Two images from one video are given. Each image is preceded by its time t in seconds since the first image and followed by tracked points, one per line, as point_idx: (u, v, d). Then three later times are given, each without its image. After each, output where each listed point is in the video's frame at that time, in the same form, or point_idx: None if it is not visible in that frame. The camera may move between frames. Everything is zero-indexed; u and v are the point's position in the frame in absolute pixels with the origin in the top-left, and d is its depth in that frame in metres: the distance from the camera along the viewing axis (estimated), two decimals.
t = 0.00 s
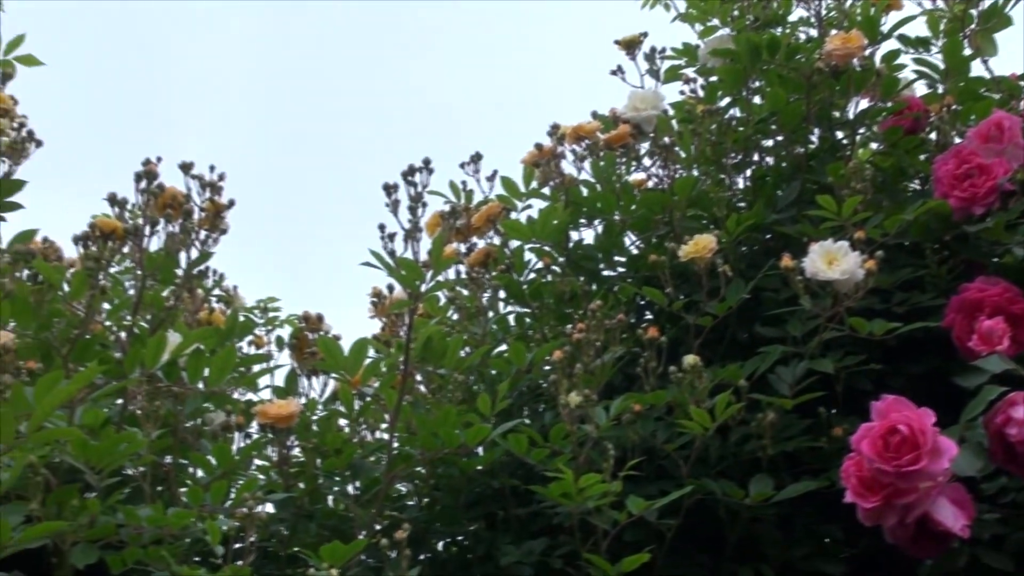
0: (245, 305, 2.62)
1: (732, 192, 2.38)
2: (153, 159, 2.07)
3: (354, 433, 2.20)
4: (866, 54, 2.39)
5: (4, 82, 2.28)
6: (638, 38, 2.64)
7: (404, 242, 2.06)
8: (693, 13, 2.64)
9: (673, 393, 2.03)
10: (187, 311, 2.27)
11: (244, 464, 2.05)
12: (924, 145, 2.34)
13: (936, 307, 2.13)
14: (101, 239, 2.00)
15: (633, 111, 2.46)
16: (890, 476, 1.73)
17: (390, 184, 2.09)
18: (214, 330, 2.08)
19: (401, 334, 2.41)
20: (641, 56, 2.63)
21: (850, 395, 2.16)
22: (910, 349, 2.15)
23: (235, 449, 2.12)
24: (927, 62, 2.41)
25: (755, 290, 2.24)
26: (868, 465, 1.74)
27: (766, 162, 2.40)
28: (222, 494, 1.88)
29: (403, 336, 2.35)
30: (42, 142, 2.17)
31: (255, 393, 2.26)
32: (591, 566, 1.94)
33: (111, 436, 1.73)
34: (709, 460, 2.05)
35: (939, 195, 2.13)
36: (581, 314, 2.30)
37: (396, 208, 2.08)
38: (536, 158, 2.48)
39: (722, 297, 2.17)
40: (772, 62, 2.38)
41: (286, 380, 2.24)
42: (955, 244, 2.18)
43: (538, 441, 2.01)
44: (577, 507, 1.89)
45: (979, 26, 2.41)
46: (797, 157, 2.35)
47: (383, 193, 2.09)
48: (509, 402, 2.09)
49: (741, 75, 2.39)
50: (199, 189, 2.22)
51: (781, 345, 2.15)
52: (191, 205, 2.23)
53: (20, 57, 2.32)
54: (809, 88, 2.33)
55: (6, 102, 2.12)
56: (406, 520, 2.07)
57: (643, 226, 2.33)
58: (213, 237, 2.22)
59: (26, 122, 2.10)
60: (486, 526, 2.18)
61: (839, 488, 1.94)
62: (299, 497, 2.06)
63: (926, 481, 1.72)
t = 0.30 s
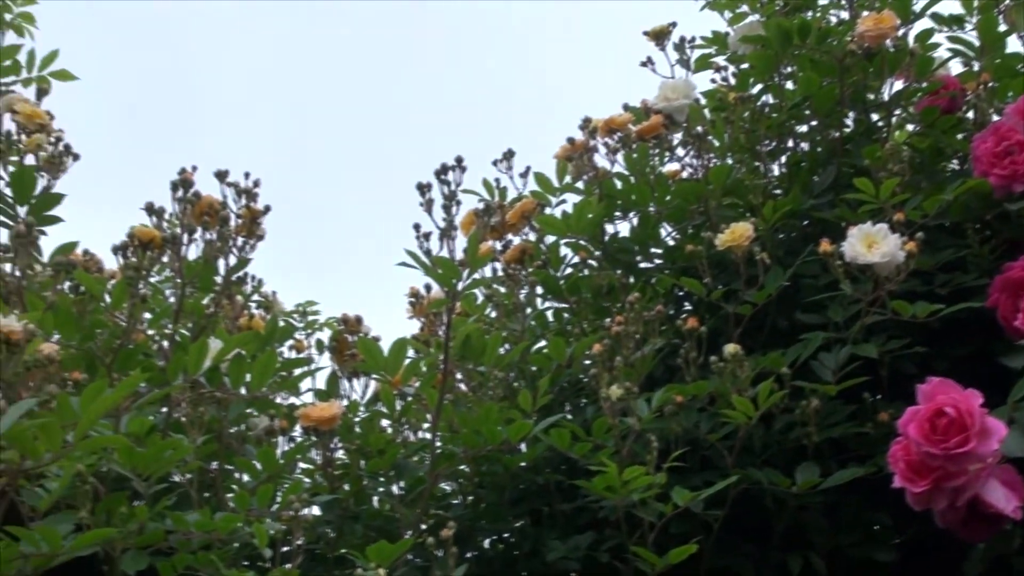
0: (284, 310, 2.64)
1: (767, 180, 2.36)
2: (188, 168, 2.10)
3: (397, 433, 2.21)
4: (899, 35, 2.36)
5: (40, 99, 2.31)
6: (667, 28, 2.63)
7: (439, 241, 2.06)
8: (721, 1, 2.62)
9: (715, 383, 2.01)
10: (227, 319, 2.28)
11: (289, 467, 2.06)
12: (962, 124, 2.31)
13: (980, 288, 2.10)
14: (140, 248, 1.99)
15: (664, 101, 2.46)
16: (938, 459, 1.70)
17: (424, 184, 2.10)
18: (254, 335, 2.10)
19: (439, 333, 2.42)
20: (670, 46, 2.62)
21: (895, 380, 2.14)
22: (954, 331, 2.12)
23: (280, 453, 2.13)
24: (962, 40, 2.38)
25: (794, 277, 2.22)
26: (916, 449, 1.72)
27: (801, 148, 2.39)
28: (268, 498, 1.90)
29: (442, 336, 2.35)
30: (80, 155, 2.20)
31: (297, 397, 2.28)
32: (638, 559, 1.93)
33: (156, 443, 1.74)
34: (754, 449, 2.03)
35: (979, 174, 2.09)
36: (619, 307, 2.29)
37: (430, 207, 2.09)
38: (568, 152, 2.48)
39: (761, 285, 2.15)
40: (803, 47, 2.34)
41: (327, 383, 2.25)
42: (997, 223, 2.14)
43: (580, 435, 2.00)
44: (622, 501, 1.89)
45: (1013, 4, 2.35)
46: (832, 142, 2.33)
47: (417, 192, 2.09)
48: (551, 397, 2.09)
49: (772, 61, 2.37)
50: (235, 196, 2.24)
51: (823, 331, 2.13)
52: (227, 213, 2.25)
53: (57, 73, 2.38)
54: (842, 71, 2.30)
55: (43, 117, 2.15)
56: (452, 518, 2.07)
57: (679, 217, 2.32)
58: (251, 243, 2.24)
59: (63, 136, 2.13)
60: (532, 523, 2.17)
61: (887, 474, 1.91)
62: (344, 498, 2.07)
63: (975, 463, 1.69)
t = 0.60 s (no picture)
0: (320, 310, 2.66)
1: (802, 170, 2.34)
2: (221, 170, 2.11)
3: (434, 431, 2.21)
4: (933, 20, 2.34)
5: (75, 105, 2.34)
6: (697, 20, 2.61)
7: (472, 238, 2.06)
8: None
9: (753, 376, 2.00)
10: (264, 320, 2.30)
11: (327, 466, 2.07)
12: (999, 109, 2.27)
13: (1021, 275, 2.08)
14: (175, 250, 1.99)
15: (697, 93, 2.45)
16: (980, 449, 1.68)
17: (456, 181, 2.10)
18: (290, 335, 2.11)
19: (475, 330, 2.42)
20: (701, 38, 2.61)
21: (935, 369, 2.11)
22: (995, 319, 2.09)
23: (318, 452, 2.13)
24: (998, 25, 2.37)
25: (831, 268, 2.20)
26: (958, 438, 1.70)
27: (836, 138, 2.37)
28: (306, 497, 1.91)
29: (477, 333, 2.36)
30: (115, 160, 2.22)
31: (334, 396, 2.29)
32: (678, 554, 1.92)
33: (196, 444, 1.75)
34: (793, 442, 2.02)
35: (1017, 159, 2.06)
36: (654, 301, 2.28)
37: (463, 204, 2.09)
38: (600, 147, 2.47)
39: (797, 277, 2.14)
40: (835, 35, 2.32)
41: (364, 382, 2.26)
42: None
43: (617, 430, 2.00)
44: (661, 495, 1.88)
45: None
46: (867, 131, 2.31)
47: (449, 190, 2.10)
48: (587, 392, 2.09)
49: (804, 50, 2.35)
50: (268, 198, 2.25)
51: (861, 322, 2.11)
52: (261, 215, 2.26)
53: (91, 80, 2.40)
54: (875, 58, 2.28)
55: (78, 124, 2.17)
56: (490, 514, 2.07)
57: (713, 210, 2.31)
58: (285, 244, 2.25)
59: (99, 142, 2.15)
60: (570, 519, 2.17)
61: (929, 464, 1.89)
62: (383, 496, 2.08)
63: (1019, 452, 1.67)
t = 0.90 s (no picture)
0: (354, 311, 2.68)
1: (834, 160, 2.32)
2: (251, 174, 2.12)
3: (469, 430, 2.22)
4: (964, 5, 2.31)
5: (108, 113, 2.36)
6: (725, 12, 2.60)
7: (503, 236, 2.06)
8: None
9: (788, 368, 1.99)
10: (298, 322, 2.30)
11: (364, 467, 2.08)
12: None
13: None
14: (209, 255, 2.01)
15: (726, 85, 2.42)
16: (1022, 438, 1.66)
17: (486, 179, 2.10)
18: (323, 337, 2.12)
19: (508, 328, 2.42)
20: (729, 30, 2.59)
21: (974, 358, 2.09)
22: None
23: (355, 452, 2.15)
24: None
25: (866, 258, 2.18)
26: (999, 428, 1.68)
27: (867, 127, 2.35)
28: (343, 498, 1.92)
29: (510, 330, 2.36)
30: (147, 166, 2.24)
31: (369, 397, 2.30)
32: (717, 548, 1.91)
33: (233, 447, 1.76)
34: (831, 434, 2.00)
35: None
36: (687, 295, 2.27)
37: (494, 202, 2.09)
38: (630, 142, 2.46)
39: (832, 267, 2.12)
40: (865, 23, 2.30)
41: (398, 382, 2.27)
42: None
43: (653, 425, 1.99)
44: (698, 490, 1.87)
45: None
46: (899, 119, 2.28)
47: (479, 188, 2.10)
48: (622, 388, 2.08)
49: (834, 39, 2.32)
50: (300, 201, 2.26)
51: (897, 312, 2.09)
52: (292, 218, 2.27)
53: (122, 87, 2.43)
54: (907, 45, 2.26)
55: (110, 131, 2.19)
56: (527, 512, 2.07)
57: (744, 202, 2.30)
58: (317, 246, 2.26)
59: (131, 148, 2.17)
60: (607, 515, 2.17)
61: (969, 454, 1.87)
62: (419, 496, 2.08)
63: None
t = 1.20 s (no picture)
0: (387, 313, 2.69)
1: (867, 150, 2.30)
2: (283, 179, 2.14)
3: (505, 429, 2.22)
4: None
5: (140, 122, 2.39)
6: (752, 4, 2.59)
7: (535, 234, 2.07)
8: None
9: (825, 361, 1.97)
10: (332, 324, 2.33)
11: (401, 467, 2.10)
12: None
13: None
14: (243, 260, 2.02)
15: (756, 77, 2.40)
16: None
17: (517, 178, 2.10)
18: (358, 339, 2.13)
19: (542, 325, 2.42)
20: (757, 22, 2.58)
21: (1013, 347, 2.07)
22: None
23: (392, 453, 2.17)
24: None
25: (901, 249, 2.16)
26: None
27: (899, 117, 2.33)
28: (381, 499, 1.92)
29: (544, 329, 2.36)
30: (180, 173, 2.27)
31: (404, 398, 2.31)
32: (757, 544, 1.90)
33: (271, 450, 1.77)
34: (869, 426, 1.98)
35: None
36: (721, 289, 2.26)
37: (525, 201, 2.09)
38: (660, 137, 2.46)
39: (867, 259, 2.10)
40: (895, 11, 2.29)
41: (434, 382, 2.28)
42: None
43: (689, 421, 1.98)
44: (736, 485, 1.86)
45: None
46: (932, 107, 2.26)
47: (510, 187, 2.09)
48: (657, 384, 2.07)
49: (864, 28, 2.31)
50: (331, 204, 2.28)
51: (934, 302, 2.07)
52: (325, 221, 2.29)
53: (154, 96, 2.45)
54: (938, 32, 2.24)
55: (143, 140, 2.21)
56: (565, 510, 2.07)
57: (777, 195, 2.28)
58: (350, 249, 2.27)
59: (164, 156, 2.19)
60: (645, 512, 2.16)
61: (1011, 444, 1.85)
62: (457, 496, 2.09)
63: None
